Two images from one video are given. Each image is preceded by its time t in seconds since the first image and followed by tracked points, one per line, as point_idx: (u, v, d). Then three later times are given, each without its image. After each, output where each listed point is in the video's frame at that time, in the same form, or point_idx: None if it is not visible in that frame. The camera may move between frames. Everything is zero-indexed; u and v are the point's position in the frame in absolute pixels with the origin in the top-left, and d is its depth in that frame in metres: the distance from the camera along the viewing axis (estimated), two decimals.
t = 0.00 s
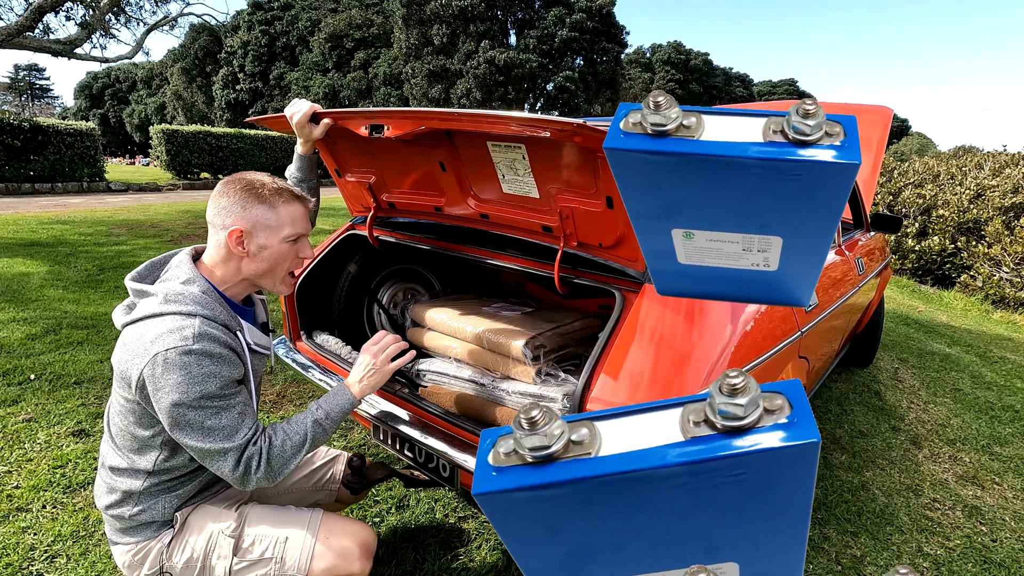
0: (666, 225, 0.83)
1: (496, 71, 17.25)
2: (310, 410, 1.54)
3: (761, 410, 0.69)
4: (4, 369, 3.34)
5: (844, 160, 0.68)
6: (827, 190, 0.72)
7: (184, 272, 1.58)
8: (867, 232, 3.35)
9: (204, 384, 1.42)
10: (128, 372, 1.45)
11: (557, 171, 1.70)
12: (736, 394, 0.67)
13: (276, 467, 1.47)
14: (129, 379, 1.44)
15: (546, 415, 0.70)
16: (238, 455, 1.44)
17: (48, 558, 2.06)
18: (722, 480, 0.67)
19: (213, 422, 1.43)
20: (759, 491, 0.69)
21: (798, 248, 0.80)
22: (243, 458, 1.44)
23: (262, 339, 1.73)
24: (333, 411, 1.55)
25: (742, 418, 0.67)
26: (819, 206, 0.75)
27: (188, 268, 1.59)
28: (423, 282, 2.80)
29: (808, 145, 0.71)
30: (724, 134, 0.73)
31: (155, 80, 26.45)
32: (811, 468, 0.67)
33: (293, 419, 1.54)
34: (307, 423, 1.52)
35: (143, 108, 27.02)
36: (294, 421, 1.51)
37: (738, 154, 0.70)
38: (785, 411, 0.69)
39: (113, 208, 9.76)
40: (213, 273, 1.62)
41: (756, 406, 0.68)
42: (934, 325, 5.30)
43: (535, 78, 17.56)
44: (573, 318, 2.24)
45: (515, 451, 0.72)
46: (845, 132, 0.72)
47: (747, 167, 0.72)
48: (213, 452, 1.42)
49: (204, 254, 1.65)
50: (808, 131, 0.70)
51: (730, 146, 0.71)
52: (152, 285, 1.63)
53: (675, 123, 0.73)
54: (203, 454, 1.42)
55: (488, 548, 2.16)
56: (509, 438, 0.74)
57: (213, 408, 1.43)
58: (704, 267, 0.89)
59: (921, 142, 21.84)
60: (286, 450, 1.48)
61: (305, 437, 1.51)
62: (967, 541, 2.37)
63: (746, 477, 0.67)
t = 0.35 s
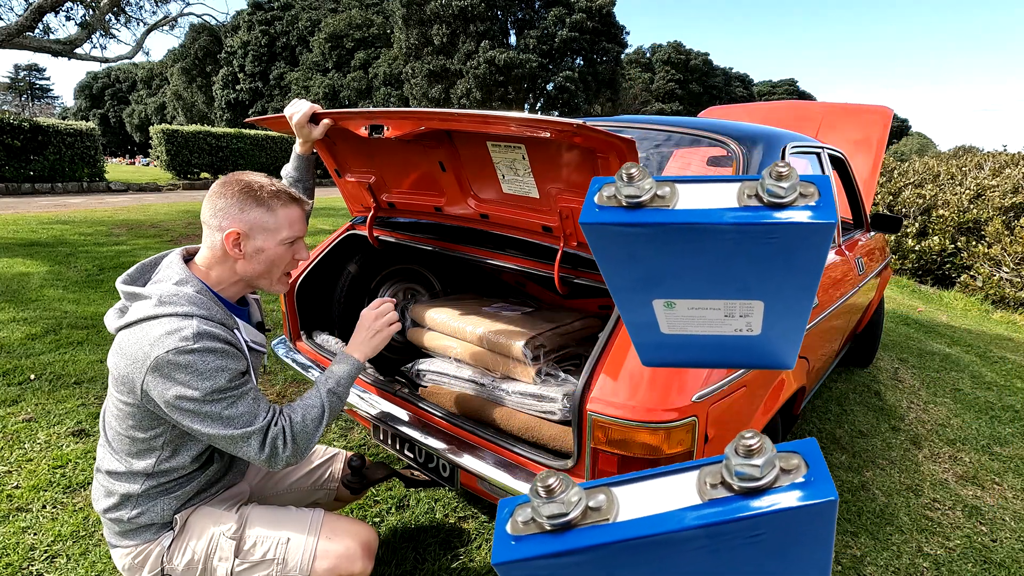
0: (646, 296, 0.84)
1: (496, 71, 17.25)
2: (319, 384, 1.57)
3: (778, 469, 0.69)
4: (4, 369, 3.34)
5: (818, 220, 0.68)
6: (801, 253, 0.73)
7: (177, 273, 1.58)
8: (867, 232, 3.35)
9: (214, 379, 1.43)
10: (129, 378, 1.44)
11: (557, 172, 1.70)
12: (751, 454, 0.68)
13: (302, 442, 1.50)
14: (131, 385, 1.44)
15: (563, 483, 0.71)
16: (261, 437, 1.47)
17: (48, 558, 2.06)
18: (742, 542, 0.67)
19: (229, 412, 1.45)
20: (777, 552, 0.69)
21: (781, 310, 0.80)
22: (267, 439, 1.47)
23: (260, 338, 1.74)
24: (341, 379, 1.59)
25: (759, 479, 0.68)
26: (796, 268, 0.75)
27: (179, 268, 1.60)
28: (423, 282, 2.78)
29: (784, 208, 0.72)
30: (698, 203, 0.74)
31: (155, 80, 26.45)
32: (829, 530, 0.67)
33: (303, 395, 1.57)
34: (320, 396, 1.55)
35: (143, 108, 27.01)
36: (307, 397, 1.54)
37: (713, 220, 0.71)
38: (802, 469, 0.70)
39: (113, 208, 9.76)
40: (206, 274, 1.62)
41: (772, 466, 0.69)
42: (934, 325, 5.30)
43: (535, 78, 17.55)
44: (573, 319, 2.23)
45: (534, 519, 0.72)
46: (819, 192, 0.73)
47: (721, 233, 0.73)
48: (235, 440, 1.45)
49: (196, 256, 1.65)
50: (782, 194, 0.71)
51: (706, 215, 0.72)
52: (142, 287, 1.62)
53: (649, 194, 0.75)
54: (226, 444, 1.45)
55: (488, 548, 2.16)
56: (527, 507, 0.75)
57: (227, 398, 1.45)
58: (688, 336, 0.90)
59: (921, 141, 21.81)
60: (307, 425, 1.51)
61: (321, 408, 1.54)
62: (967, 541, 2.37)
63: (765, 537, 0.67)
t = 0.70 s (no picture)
0: (649, 373, 0.88)
1: (496, 71, 17.25)
2: (319, 382, 1.58)
3: (771, 558, 0.66)
4: (4, 369, 3.34)
5: (817, 288, 0.71)
6: (801, 322, 0.76)
7: (173, 271, 1.58)
8: (866, 232, 3.35)
9: (211, 375, 1.43)
10: (128, 376, 1.44)
11: (557, 173, 1.70)
12: (746, 539, 0.64)
13: (300, 438, 1.51)
14: (130, 382, 1.44)
15: (555, 554, 0.67)
16: (261, 433, 1.47)
17: (48, 558, 2.06)
18: None
19: (228, 409, 1.45)
20: None
21: (784, 380, 0.85)
22: (266, 434, 1.47)
23: (257, 335, 1.74)
24: (341, 375, 1.60)
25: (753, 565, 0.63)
26: (798, 337, 0.78)
27: (176, 267, 1.59)
28: (423, 282, 2.79)
29: (782, 278, 0.74)
30: (697, 279, 0.77)
31: (155, 80, 26.43)
32: None
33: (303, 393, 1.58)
34: (321, 392, 1.56)
35: (143, 108, 27.00)
36: (307, 394, 1.55)
37: (713, 295, 0.74)
38: (795, 558, 0.68)
39: (113, 208, 9.76)
40: (200, 270, 1.62)
41: (766, 553, 0.66)
42: (934, 325, 5.30)
43: (535, 78, 17.54)
44: (573, 319, 2.23)
45: None
46: (816, 260, 0.77)
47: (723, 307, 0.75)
48: (234, 436, 1.45)
49: (192, 254, 1.65)
50: (780, 263, 0.74)
51: (707, 290, 0.75)
52: (140, 286, 1.62)
53: (647, 272, 0.78)
54: (226, 440, 1.45)
55: (488, 548, 2.16)
56: None
57: (225, 394, 1.45)
58: (694, 410, 0.94)
59: (921, 141, 21.79)
60: (306, 421, 1.52)
61: (320, 405, 1.55)
62: (967, 541, 2.37)
63: None
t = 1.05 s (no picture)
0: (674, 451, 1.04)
1: (496, 71, 17.25)
2: (313, 364, 1.57)
3: None
4: (3, 369, 3.34)
5: (828, 356, 0.85)
6: (812, 392, 0.90)
7: (168, 268, 1.57)
8: (866, 232, 3.35)
9: (211, 365, 1.43)
10: (129, 373, 1.44)
11: (557, 173, 1.70)
12: None
13: (304, 423, 1.51)
14: (131, 379, 1.44)
15: None
16: (265, 421, 1.47)
17: (48, 558, 2.06)
18: None
19: (230, 398, 1.45)
20: None
21: (801, 452, 0.98)
22: (270, 421, 1.48)
23: (254, 330, 1.74)
24: (334, 356, 1.58)
25: None
26: (814, 404, 0.92)
27: (171, 263, 1.59)
28: (423, 282, 2.76)
29: (794, 348, 0.89)
30: (712, 357, 0.94)
31: (155, 80, 26.44)
32: None
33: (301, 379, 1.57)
34: (316, 374, 1.56)
35: (143, 108, 27.01)
36: (304, 378, 1.55)
37: (727, 370, 0.90)
38: None
39: (113, 208, 9.76)
40: (195, 268, 1.62)
41: None
42: (934, 325, 5.30)
43: (535, 78, 17.52)
44: (573, 319, 2.23)
45: None
46: (826, 330, 0.92)
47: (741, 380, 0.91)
48: (239, 425, 1.45)
49: (187, 251, 1.65)
50: (790, 335, 0.90)
51: (723, 365, 0.91)
52: (136, 285, 1.62)
53: (659, 352, 0.95)
54: (231, 430, 1.45)
55: (487, 548, 2.16)
56: None
57: (226, 383, 1.45)
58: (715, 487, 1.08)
59: (920, 141, 21.77)
60: (308, 406, 1.52)
61: (320, 388, 1.55)
62: (967, 541, 2.36)
63: None
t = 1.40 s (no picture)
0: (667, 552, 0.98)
1: (496, 71, 17.25)
2: (323, 386, 1.58)
3: None
4: (4, 369, 3.34)
5: (830, 473, 0.80)
6: (813, 506, 0.85)
7: (169, 270, 1.57)
8: (866, 232, 3.35)
9: (211, 373, 1.43)
10: (128, 376, 1.44)
11: (556, 173, 1.70)
12: None
13: (299, 438, 1.50)
14: (130, 382, 1.44)
15: None
16: (260, 433, 1.47)
17: (48, 558, 2.06)
18: None
19: (227, 409, 1.45)
20: None
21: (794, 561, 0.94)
22: (265, 434, 1.47)
23: (255, 333, 1.73)
24: (347, 381, 1.60)
25: None
26: (813, 517, 0.87)
27: (173, 266, 1.59)
28: (423, 282, 2.80)
29: (794, 461, 0.83)
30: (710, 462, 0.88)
31: (155, 80, 26.45)
32: None
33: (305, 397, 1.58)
34: (324, 397, 1.56)
35: (143, 108, 27.02)
36: (309, 397, 1.56)
37: (725, 478, 0.84)
38: None
39: (113, 208, 9.76)
40: (196, 270, 1.62)
41: None
42: (934, 326, 5.30)
43: (535, 78, 17.52)
44: (573, 319, 2.23)
45: None
46: (828, 445, 0.86)
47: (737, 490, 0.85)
48: (233, 435, 1.45)
49: (187, 253, 1.65)
50: (793, 447, 0.84)
51: (721, 472, 0.85)
52: (138, 286, 1.62)
53: (659, 454, 0.89)
54: (225, 440, 1.45)
55: (488, 548, 2.16)
56: None
57: (224, 393, 1.45)
58: None
59: (920, 141, 21.77)
60: (306, 422, 1.52)
61: (320, 405, 1.55)
62: (967, 541, 2.36)
63: None
